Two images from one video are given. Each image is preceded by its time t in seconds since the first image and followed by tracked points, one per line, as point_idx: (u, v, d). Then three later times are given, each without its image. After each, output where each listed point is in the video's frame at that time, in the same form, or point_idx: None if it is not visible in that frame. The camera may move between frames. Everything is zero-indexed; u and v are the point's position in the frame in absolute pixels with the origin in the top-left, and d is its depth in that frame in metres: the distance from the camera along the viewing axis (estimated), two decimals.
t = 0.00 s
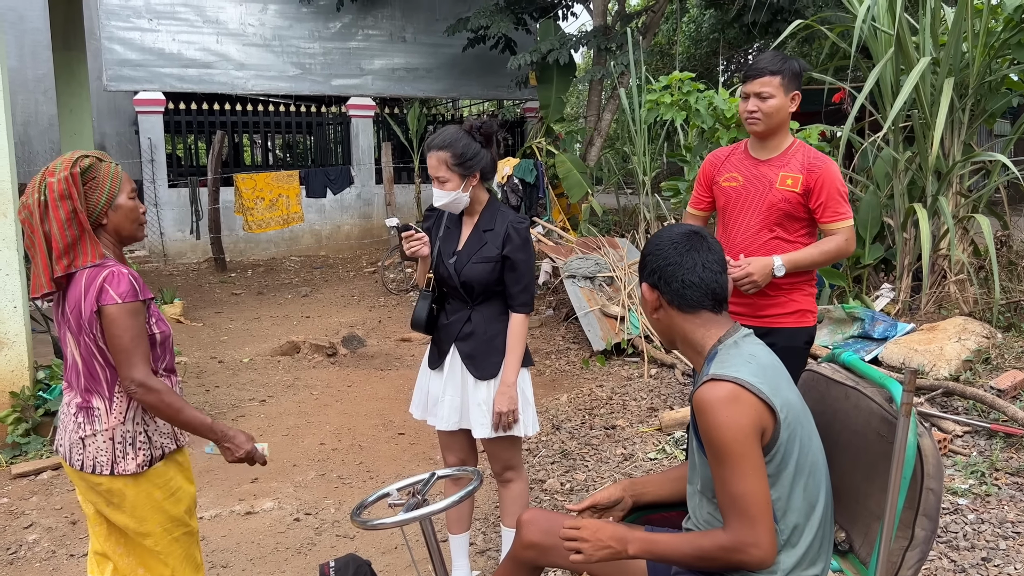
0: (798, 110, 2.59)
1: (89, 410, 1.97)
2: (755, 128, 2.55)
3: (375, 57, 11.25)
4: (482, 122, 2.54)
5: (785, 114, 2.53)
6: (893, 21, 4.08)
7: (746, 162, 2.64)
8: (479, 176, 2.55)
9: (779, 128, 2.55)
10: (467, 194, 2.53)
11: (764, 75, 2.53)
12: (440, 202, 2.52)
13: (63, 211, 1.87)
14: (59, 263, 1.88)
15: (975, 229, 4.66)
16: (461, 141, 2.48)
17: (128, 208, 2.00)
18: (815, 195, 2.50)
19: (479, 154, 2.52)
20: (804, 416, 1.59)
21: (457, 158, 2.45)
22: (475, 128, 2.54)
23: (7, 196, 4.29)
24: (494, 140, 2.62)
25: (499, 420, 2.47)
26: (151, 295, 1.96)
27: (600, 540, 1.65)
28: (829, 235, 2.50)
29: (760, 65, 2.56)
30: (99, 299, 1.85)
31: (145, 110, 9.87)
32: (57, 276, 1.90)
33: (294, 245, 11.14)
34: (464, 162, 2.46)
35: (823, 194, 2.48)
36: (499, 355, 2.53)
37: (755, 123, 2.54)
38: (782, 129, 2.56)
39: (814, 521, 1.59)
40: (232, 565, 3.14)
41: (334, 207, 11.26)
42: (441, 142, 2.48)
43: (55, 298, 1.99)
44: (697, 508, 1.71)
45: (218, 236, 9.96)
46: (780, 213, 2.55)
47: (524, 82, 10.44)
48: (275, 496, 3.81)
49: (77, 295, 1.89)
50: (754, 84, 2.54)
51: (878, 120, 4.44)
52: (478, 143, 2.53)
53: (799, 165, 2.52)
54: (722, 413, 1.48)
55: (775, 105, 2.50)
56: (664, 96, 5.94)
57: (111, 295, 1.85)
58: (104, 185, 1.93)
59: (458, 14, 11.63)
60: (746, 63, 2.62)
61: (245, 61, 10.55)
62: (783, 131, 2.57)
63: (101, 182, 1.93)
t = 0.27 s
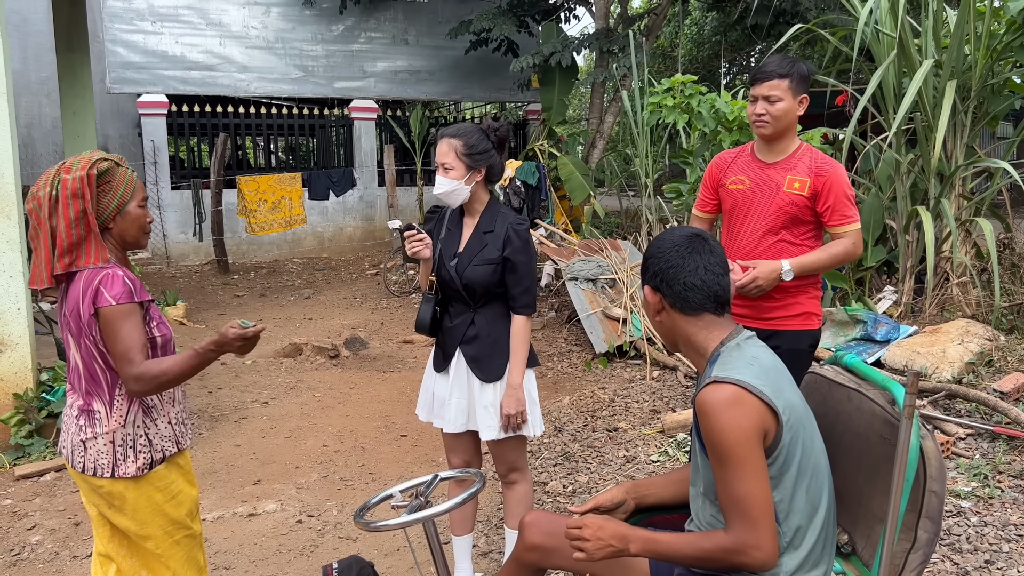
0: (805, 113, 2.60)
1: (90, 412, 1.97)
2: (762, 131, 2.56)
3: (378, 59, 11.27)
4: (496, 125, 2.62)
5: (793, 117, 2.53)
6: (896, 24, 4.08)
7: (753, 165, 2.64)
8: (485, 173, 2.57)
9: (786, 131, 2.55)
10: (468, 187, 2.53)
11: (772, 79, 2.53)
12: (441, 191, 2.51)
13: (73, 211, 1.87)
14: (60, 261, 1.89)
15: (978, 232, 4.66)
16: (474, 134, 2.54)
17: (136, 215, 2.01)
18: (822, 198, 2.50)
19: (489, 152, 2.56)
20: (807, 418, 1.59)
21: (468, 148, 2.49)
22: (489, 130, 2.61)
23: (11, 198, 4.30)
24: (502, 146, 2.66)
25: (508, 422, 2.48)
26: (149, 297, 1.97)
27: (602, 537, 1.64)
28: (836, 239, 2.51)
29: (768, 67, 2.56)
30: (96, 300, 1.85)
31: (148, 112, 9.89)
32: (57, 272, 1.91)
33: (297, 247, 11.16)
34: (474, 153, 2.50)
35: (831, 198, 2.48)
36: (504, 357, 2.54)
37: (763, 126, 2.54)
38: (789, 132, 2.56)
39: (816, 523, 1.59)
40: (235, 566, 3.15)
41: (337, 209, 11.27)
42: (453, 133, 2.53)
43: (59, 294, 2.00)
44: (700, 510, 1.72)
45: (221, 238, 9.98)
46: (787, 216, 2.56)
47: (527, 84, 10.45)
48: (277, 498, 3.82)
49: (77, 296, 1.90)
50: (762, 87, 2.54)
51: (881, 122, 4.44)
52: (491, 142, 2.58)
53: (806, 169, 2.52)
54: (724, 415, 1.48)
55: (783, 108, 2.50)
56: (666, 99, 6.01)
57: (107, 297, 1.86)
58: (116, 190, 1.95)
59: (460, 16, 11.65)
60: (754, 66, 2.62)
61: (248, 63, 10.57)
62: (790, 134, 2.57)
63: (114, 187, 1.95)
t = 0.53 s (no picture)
0: (811, 115, 2.59)
1: (89, 415, 1.98)
2: (766, 132, 2.56)
3: (381, 61, 11.29)
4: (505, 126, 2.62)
5: (798, 119, 2.53)
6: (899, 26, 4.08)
7: (758, 166, 2.65)
8: (494, 173, 2.58)
9: (791, 132, 2.55)
10: (477, 187, 2.53)
11: (778, 79, 2.53)
12: (450, 190, 2.51)
13: (80, 212, 1.88)
14: (60, 261, 1.89)
15: (981, 234, 4.66)
16: (483, 136, 2.55)
17: (139, 221, 2.01)
18: (827, 201, 2.50)
19: (498, 152, 2.57)
20: (809, 420, 1.59)
21: (477, 149, 2.50)
22: (499, 132, 2.62)
23: (15, 199, 4.31)
24: (512, 149, 2.68)
25: (506, 424, 2.48)
26: (148, 299, 1.98)
27: (604, 538, 1.64)
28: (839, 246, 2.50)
29: (774, 69, 2.56)
30: (94, 302, 1.86)
31: (152, 114, 9.92)
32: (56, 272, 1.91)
33: (300, 249, 11.17)
34: (483, 153, 2.51)
35: (835, 201, 2.49)
36: (507, 359, 2.54)
37: (767, 127, 2.55)
38: (794, 134, 2.56)
39: (818, 525, 1.59)
40: (237, 568, 3.15)
41: (340, 211, 11.29)
42: (462, 134, 2.54)
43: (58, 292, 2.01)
44: (702, 511, 1.72)
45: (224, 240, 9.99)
46: (792, 218, 2.56)
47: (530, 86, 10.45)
48: (280, 500, 3.83)
49: (77, 298, 1.90)
50: (767, 88, 2.55)
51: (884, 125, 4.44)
52: (499, 143, 2.59)
53: (811, 171, 2.52)
54: (725, 417, 1.48)
55: (787, 109, 2.51)
56: (669, 100, 5.97)
57: (106, 298, 1.86)
58: (123, 196, 1.95)
59: (463, 18, 11.67)
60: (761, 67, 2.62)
61: (252, 65, 10.60)
62: (796, 135, 2.57)
63: (121, 193, 1.95)
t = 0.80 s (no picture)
0: (817, 117, 2.59)
1: (89, 417, 1.99)
2: (771, 133, 2.57)
3: (384, 63, 11.31)
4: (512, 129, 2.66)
5: (804, 121, 2.54)
6: (902, 29, 4.08)
7: (763, 168, 2.65)
8: (501, 175, 2.59)
9: (796, 134, 2.56)
10: (485, 191, 2.54)
11: (783, 81, 2.54)
12: (458, 193, 2.52)
13: (77, 222, 1.89)
14: (72, 274, 1.90)
15: (985, 237, 4.66)
16: (490, 138, 2.56)
17: (139, 218, 2.02)
18: (831, 204, 2.51)
19: (505, 155, 2.58)
20: (811, 421, 1.60)
21: (484, 151, 2.51)
22: (505, 133, 2.63)
23: (20, 200, 4.33)
24: (518, 149, 2.77)
25: (513, 425, 2.48)
26: (158, 302, 1.99)
27: (608, 540, 1.65)
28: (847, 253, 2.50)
29: (781, 70, 2.57)
30: (109, 306, 1.87)
31: (156, 116, 9.95)
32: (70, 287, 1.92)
33: (303, 251, 11.19)
34: (490, 156, 2.51)
35: (840, 204, 2.49)
36: (512, 361, 2.55)
37: (772, 128, 2.56)
38: (799, 136, 2.57)
39: (820, 526, 1.59)
40: (241, 568, 3.16)
41: (343, 213, 11.31)
42: (469, 137, 2.55)
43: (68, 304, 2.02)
44: (704, 513, 1.72)
45: (227, 241, 10.02)
46: (796, 220, 2.56)
47: (533, 88, 10.47)
48: (284, 500, 3.84)
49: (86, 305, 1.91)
50: (773, 89, 2.55)
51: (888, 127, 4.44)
52: (505, 145, 2.59)
53: (816, 174, 2.53)
54: (728, 418, 1.49)
55: (792, 110, 2.51)
56: (673, 102, 5.97)
57: (122, 302, 1.88)
58: (116, 197, 1.95)
59: (466, 21, 11.69)
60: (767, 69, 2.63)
61: (255, 67, 10.63)
62: (801, 138, 2.58)
63: (114, 194, 1.95)
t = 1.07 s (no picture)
0: (818, 119, 2.60)
1: (97, 418, 2.00)
2: (773, 135, 2.57)
3: (387, 66, 11.33)
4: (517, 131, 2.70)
5: (804, 122, 2.54)
6: (906, 31, 4.08)
7: (764, 170, 2.66)
8: (507, 178, 2.60)
9: (797, 136, 2.57)
10: (492, 194, 2.55)
11: (784, 82, 2.55)
12: (465, 198, 2.53)
13: (81, 225, 1.89)
14: (71, 277, 1.90)
15: (988, 239, 4.65)
16: (495, 141, 2.55)
17: (144, 221, 2.03)
18: (833, 205, 2.51)
19: (510, 157, 2.58)
20: (814, 422, 1.60)
21: (490, 155, 2.51)
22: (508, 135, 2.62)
23: (25, 202, 4.34)
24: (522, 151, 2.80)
25: (519, 426, 2.48)
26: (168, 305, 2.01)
27: (612, 543, 1.65)
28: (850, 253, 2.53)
29: (783, 72, 2.59)
30: (121, 306, 1.89)
31: (160, 118, 10.00)
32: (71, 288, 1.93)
33: (306, 252, 11.21)
34: (496, 159, 2.52)
35: (842, 205, 2.50)
36: (517, 361, 2.56)
37: (774, 130, 2.56)
38: (801, 137, 2.57)
39: (824, 527, 1.59)
40: (244, 569, 3.17)
41: (346, 215, 11.33)
42: (474, 141, 2.55)
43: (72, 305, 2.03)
44: (708, 514, 1.73)
45: (231, 243, 10.04)
46: (798, 223, 2.57)
47: (536, 90, 10.48)
48: (287, 502, 3.84)
49: (93, 307, 1.92)
50: (774, 90, 2.57)
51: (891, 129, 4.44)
52: (510, 147, 2.59)
53: (817, 176, 2.53)
54: (730, 419, 1.49)
55: (793, 112, 2.52)
56: (676, 105, 5.96)
57: (133, 301, 1.90)
58: (122, 200, 1.96)
59: (470, 23, 11.70)
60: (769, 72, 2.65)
61: (259, 69, 10.65)
62: (802, 139, 2.58)
63: (120, 198, 1.96)
